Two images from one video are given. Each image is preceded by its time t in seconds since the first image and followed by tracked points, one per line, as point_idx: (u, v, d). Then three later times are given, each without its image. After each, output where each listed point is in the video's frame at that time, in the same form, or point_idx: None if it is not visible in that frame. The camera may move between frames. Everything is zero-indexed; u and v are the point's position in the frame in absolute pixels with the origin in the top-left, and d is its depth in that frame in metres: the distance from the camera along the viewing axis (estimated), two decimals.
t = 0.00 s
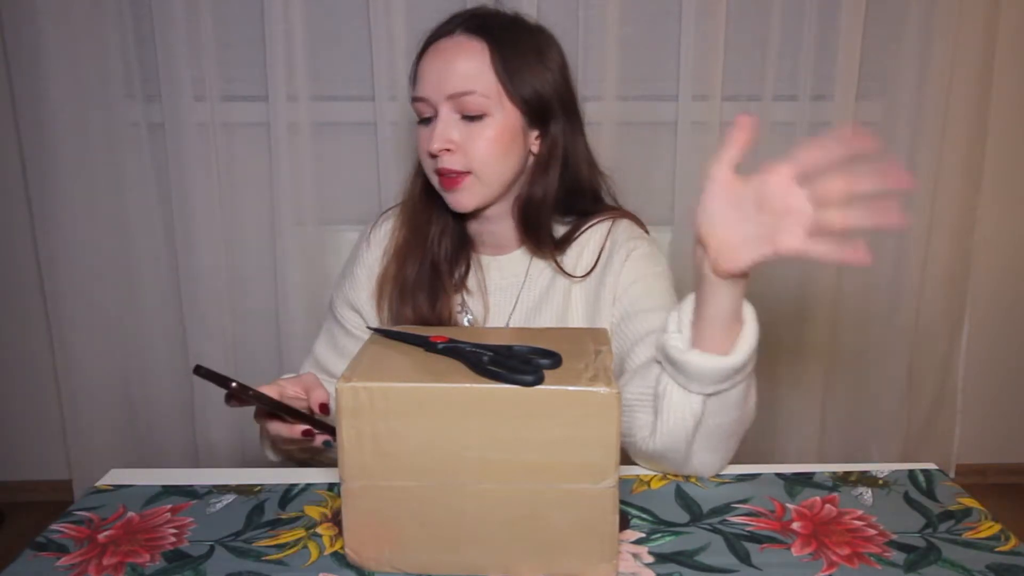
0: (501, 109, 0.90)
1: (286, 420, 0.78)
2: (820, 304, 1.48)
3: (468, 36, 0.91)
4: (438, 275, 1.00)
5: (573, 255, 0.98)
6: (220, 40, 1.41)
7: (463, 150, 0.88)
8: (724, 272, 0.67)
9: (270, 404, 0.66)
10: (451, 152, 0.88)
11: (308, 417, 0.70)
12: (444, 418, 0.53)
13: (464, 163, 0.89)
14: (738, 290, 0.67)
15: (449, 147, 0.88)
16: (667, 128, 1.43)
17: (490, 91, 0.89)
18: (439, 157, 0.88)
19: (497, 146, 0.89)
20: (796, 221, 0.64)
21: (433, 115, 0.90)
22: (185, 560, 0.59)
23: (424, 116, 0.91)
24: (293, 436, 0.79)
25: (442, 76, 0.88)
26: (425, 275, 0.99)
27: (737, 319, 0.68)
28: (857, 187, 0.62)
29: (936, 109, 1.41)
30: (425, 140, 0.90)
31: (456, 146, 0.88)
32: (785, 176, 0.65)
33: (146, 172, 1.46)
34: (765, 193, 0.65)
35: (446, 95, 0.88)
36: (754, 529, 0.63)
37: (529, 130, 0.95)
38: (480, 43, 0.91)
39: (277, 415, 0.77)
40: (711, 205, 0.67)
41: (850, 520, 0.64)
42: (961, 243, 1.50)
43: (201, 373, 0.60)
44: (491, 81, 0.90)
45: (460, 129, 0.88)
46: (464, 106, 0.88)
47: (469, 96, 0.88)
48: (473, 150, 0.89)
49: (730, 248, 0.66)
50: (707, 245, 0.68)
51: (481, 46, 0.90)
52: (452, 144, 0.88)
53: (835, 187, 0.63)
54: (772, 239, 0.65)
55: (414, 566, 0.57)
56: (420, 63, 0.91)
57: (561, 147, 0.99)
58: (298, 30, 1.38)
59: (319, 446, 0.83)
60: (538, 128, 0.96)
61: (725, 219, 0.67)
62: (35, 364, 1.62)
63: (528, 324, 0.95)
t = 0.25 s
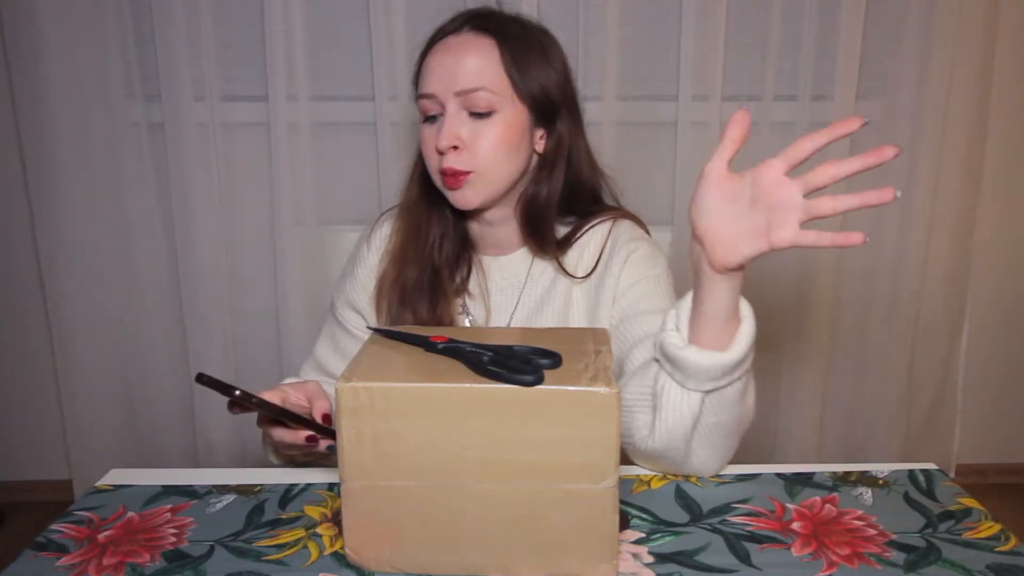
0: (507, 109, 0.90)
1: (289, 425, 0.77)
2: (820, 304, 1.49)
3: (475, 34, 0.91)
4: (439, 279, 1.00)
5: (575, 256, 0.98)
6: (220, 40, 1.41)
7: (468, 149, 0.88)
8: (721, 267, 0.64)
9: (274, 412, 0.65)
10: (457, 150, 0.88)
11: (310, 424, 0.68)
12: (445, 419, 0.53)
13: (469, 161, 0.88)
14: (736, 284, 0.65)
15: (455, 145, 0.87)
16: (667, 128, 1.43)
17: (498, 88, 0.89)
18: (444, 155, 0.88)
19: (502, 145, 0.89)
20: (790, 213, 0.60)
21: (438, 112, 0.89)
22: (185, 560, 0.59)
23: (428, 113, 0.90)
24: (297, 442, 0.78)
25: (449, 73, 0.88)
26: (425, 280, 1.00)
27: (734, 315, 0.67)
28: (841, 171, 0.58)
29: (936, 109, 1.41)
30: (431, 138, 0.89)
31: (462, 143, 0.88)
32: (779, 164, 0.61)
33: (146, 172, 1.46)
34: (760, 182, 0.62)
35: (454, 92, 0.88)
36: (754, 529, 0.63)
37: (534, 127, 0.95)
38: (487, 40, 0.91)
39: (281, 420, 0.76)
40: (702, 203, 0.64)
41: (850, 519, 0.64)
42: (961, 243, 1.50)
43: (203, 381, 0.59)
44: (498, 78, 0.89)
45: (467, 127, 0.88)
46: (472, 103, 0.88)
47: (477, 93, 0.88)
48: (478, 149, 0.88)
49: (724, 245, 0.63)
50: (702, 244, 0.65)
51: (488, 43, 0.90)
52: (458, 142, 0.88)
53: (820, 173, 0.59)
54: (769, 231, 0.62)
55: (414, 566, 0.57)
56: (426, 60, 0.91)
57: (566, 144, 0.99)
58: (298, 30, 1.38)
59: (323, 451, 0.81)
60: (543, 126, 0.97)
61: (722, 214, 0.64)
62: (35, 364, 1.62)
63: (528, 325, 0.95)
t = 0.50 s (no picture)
0: (507, 112, 0.90)
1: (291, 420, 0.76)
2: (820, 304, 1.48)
3: (475, 36, 0.91)
4: (440, 278, 1.00)
5: (576, 257, 0.98)
6: (220, 40, 1.41)
7: (468, 153, 0.88)
8: (723, 266, 0.65)
9: (278, 404, 0.65)
10: (456, 154, 0.88)
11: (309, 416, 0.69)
12: (445, 419, 0.53)
13: (468, 165, 0.89)
14: (739, 283, 0.65)
15: (454, 149, 0.88)
16: (667, 128, 1.43)
17: (497, 93, 0.89)
18: (443, 159, 0.88)
19: (501, 149, 0.89)
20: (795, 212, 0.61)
21: (437, 116, 0.89)
22: (185, 560, 0.59)
23: (429, 116, 0.90)
24: (300, 437, 0.77)
25: (449, 77, 0.88)
26: (426, 279, 1.00)
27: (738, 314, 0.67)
28: (843, 172, 0.59)
29: (936, 109, 1.41)
30: (430, 141, 0.89)
31: (461, 148, 0.88)
32: (782, 164, 0.61)
33: (146, 172, 1.46)
34: (763, 183, 0.62)
35: (452, 96, 0.88)
36: (754, 529, 0.63)
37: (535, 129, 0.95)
38: (487, 43, 0.90)
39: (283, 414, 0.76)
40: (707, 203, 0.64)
41: (850, 519, 0.64)
42: (961, 243, 1.50)
43: (209, 373, 0.60)
44: (498, 82, 0.89)
45: (466, 131, 0.88)
46: (471, 108, 0.88)
47: (476, 97, 0.88)
48: (477, 153, 0.88)
49: (728, 243, 0.64)
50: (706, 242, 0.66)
51: (488, 46, 0.90)
52: (457, 146, 0.88)
53: (823, 173, 0.59)
54: (771, 231, 0.62)
55: (414, 566, 0.57)
56: (427, 62, 0.90)
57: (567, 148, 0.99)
58: (298, 30, 1.38)
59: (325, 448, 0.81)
60: (543, 129, 0.97)
61: (725, 213, 0.64)
62: (35, 364, 1.62)
63: (529, 325, 0.95)
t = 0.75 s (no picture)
0: (505, 115, 0.90)
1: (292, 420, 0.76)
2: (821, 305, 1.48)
3: (473, 38, 0.91)
4: (440, 277, 1.00)
5: (576, 257, 0.98)
6: (220, 40, 1.41)
7: (467, 156, 0.88)
8: (721, 266, 0.65)
9: (279, 404, 0.65)
10: (455, 157, 0.88)
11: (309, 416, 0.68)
12: (445, 419, 0.53)
13: (468, 168, 0.89)
14: (738, 283, 0.65)
15: (453, 152, 0.88)
16: (667, 128, 1.43)
17: (496, 95, 0.89)
18: (443, 162, 0.88)
19: (501, 151, 0.89)
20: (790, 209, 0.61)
21: (437, 119, 0.89)
22: (184, 560, 0.59)
23: (428, 119, 0.90)
24: (301, 437, 0.77)
25: (448, 80, 0.88)
26: (426, 279, 1.00)
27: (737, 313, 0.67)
28: (836, 168, 0.59)
29: (936, 109, 1.41)
30: (429, 144, 0.89)
31: (461, 151, 0.88)
32: (778, 162, 0.61)
33: (146, 172, 1.46)
34: (760, 181, 0.62)
35: (451, 99, 0.87)
36: (754, 529, 0.63)
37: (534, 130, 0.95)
38: (485, 45, 0.90)
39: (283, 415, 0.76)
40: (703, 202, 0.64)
41: (850, 519, 0.64)
42: (961, 243, 1.50)
43: (210, 372, 0.60)
44: (496, 84, 0.89)
45: (465, 134, 0.88)
46: (470, 111, 0.88)
47: (475, 100, 0.88)
48: (477, 155, 0.88)
49: (725, 243, 0.64)
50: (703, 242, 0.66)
51: (486, 48, 0.90)
52: (457, 149, 0.88)
53: (817, 170, 0.59)
54: (767, 229, 0.62)
55: (414, 566, 0.57)
56: (425, 65, 0.90)
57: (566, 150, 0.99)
58: (298, 31, 1.38)
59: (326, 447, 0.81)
60: (542, 129, 0.97)
61: (722, 212, 0.64)
62: (35, 364, 1.62)
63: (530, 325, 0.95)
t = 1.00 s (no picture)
0: (503, 117, 0.90)
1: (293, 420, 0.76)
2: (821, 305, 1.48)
3: (470, 40, 0.91)
4: (441, 277, 1.00)
5: (575, 258, 0.98)
6: (220, 40, 1.41)
7: (465, 157, 0.88)
8: (720, 266, 0.65)
9: (280, 404, 0.65)
10: (454, 160, 0.88)
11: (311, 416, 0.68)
12: (444, 419, 0.53)
13: (466, 170, 0.89)
14: (737, 282, 0.65)
15: (451, 154, 0.88)
16: (667, 128, 1.43)
17: (493, 97, 0.89)
18: (441, 165, 0.88)
19: (499, 153, 0.89)
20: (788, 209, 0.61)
21: (434, 121, 0.89)
22: (184, 560, 0.59)
23: (426, 121, 0.90)
24: (302, 437, 0.77)
25: (446, 83, 0.88)
26: (426, 278, 1.00)
27: (737, 313, 0.68)
28: (833, 168, 0.59)
29: (936, 109, 1.41)
30: (428, 147, 0.89)
31: (460, 153, 0.88)
32: (775, 162, 0.61)
33: (146, 172, 1.46)
34: (757, 182, 0.62)
35: (448, 102, 0.87)
36: (754, 529, 0.63)
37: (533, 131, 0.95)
38: (483, 47, 0.90)
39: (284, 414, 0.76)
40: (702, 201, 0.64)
41: (850, 519, 0.64)
42: (961, 243, 1.50)
43: (212, 371, 0.59)
44: (494, 86, 0.89)
45: (463, 136, 0.88)
46: (468, 113, 0.88)
47: (473, 102, 0.88)
48: (476, 157, 0.88)
49: (723, 243, 0.64)
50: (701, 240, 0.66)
51: (484, 50, 0.90)
52: (455, 151, 0.88)
53: (813, 170, 0.59)
54: (765, 229, 0.62)
55: (414, 566, 0.57)
56: (423, 67, 0.90)
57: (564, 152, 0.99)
58: (298, 31, 1.38)
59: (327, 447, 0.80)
60: (541, 131, 0.97)
61: (721, 212, 0.64)
62: (35, 364, 1.62)
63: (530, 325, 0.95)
